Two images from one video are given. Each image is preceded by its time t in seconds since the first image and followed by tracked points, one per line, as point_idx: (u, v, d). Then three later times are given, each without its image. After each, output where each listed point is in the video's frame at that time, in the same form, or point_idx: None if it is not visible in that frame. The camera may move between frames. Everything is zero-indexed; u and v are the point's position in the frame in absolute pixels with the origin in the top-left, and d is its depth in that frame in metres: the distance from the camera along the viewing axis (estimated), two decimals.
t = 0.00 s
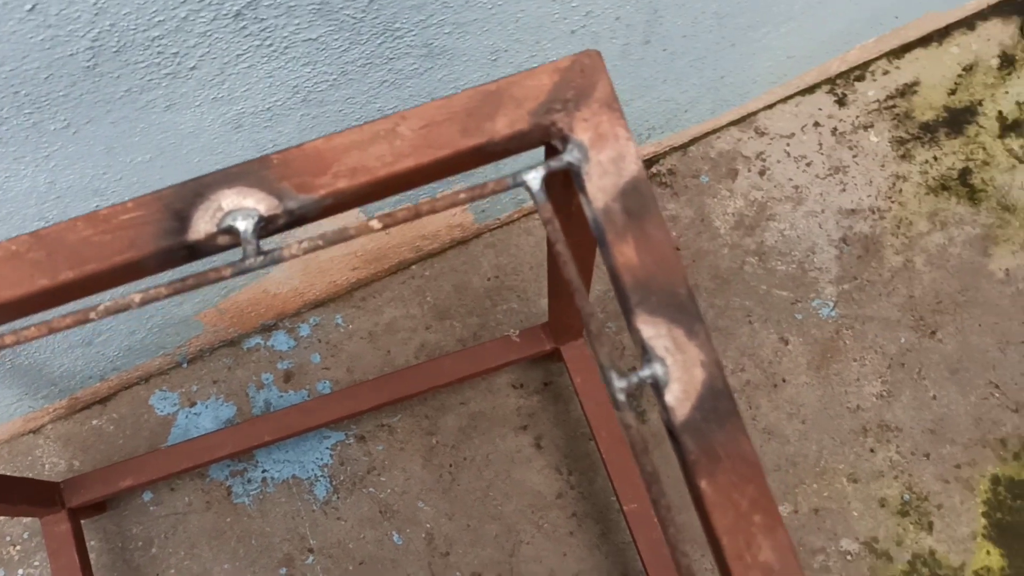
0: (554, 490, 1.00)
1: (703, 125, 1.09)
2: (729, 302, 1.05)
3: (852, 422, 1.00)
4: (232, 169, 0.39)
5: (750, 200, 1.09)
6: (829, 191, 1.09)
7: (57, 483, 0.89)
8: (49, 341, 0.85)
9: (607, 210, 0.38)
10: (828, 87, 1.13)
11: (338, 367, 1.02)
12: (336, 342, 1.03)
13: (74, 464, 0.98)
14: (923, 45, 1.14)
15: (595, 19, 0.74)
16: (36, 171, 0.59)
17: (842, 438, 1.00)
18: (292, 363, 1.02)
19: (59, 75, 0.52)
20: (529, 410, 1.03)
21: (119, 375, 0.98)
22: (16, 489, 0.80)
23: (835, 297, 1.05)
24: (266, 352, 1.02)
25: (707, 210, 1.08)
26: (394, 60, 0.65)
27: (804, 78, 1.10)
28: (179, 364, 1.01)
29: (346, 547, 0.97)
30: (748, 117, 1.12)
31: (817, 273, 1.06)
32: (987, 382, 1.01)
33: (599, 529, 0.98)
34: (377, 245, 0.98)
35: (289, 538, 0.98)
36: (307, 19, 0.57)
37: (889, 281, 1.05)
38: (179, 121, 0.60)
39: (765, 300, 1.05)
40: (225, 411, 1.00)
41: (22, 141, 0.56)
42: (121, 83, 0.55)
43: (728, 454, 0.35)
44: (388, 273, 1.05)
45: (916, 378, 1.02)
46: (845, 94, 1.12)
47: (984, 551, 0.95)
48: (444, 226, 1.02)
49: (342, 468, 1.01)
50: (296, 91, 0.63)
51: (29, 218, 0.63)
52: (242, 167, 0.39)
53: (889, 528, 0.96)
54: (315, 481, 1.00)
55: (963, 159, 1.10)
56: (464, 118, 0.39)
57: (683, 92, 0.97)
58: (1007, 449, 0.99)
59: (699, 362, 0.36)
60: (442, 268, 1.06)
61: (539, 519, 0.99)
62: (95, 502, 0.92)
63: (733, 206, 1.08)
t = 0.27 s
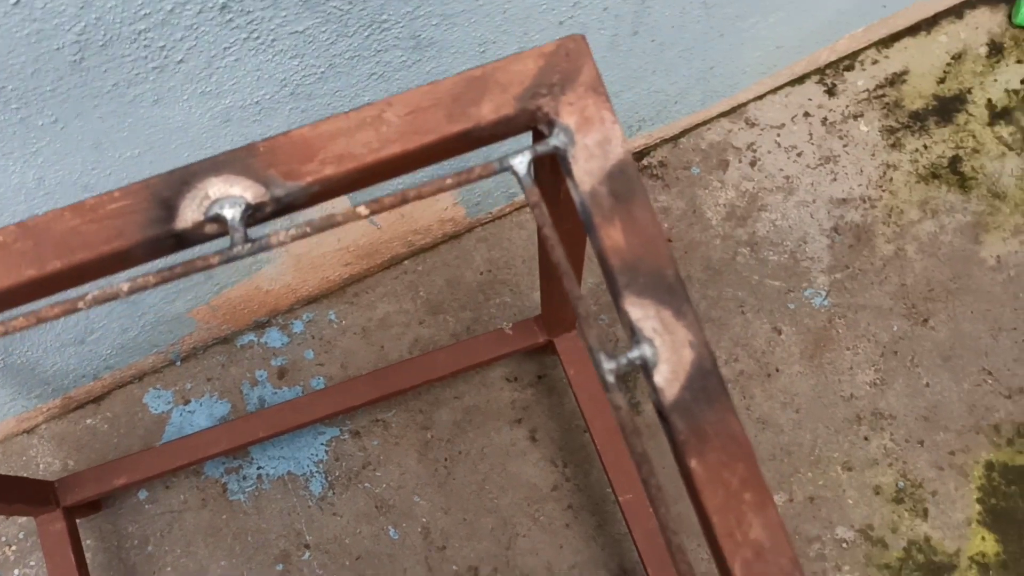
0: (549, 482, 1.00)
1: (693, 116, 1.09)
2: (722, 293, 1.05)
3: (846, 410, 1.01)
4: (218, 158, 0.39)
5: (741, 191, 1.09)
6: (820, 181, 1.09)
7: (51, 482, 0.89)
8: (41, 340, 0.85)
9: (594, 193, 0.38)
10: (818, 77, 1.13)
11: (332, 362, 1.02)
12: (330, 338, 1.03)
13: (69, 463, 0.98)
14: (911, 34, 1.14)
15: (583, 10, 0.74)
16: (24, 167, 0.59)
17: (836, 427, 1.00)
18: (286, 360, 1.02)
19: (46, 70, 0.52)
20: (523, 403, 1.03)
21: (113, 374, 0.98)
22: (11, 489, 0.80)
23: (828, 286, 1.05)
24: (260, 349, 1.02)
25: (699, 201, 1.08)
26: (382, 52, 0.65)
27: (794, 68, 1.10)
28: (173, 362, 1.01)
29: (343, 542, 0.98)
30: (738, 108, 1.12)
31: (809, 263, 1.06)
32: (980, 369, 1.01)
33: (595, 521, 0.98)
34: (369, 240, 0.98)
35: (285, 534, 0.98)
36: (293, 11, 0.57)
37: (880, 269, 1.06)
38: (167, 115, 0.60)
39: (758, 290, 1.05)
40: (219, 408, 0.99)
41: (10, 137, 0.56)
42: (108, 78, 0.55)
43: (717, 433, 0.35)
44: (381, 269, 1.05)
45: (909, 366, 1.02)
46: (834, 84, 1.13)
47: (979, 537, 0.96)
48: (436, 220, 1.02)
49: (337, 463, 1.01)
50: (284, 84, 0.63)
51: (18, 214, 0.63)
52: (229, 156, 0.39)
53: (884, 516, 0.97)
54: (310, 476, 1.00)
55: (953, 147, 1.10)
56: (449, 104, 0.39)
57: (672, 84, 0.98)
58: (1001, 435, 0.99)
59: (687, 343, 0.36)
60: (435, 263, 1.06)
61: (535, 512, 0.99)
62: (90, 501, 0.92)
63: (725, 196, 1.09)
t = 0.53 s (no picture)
0: (546, 474, 1.00)
1: (686, 107, 1.09)
2: (716, 283, 1.05)
3: (841, 399, 1.01)
4: (209, 142, 0.39)
5: (735, 181, 1.09)
6: (814, 171, 1.09)
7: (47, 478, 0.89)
8: (36, 336, 0.85)
9: (585, 174, 0.38)
10: (810, 68, 1.13)
11: (328, 357, 1.02)
12: (325, 332, 1.03)
13: (66, 460, 0.98)
14: (903, 24, 1.15)
15: None
16: (16, 159, 0.59)
17: (832, 416, 1.00)
18: (281, 354, 1.02)
19: (37, 60, 0.53)
20: (519, 395, 1.03)
21: (108, 369, 0.98)
22: (7, 484, 0.80)
23: (822, 276, 1.05)
24: (255, 344, 1.02)
25: (693, 192, 1.08)
26: (373, 43, 0.65)
27: (786, 59, 1.10)
28: (168, 358, 1.01)
29: (340, 535, 0.98)
30: (731, 99, 1.12)
31: (802, 253, 1.06)
32: (974, 357, 1.02)
33: (592, 512, 0.98)
34: (363, 234, 0.98)
35: (282, 528, 0.98)
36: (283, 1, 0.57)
37: (874, 259, 1.06)
38: (159, 107, 0.60)
39: (752, 280, 1.05)
40: (215, 403, 0.99)
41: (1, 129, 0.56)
42: (99, 68, 0.55)
43: (709, 410, 0.36)
44: (375, 263, 1.05)
45: (904, 355, 1.02)
46: (827, 74, 1.13)
47: (975, 524, 0.96)
48: (430, 214, 1.02)
49: (333, 457, 1.01)
50: (276, 75, 0.63)
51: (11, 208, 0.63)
52: (220, 141, 0.39)
53: (880, 504, 0.97)
54: (307, 471, 1.00)
55: (945, 136, 1.10)
56: (440, 87, 0.39)
57: (664, 74, 0.98)
58: (996, 423, 0.99)
59: (679, 322, 0.37)
60: (429, 257, 1.06)
61: (532, 503, 0.99)
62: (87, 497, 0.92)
63: (718, 187, 1.09)
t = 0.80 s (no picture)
0: (543, 465, 1.00)
1: (681, 99, 1.09)
2: (712, 275, 1.05)
3: (837, 389, 1.01)
4: (204, 125, 0.39)
5: (730, 173, 1.09)
6: (809, 162, 1.10)
7: (45, 472, 0.89)
8: (33, 328, 0.85)
9: (579, 154, 0.38)
10: (805, 59, 1.13)
11: (325, 349, 1.02)
12: (322, 325, 1.03)
13: (63, 454, 0.98)
14: (897, 15, 1.15)
15: None
16: (12, 149, 0.59)
17: (828, 405, 1.01)
18: (278, 347, 1.02)
19: (31, 48, 0.53)
20: (516, 387, 1.04)
21: (105, 363, 0.98)
22: (5, 476, 0.80)
23: (818, 267, 1.06)
24: (252, 337, 1.02)
25: (688, 184, 1.08)
26: (368, 32, 0.65)
27: (780, 50, 1.11)
28: (165, 352, 1.01)
29: (337, 527, 0.98)
30: (726, 91, 1.12)
31: (798, 244, 1.07)
32: (969, 346, 1.02)
33: (589, 503, 0.99)
34: (359, 226, 0.98)
35: (280, 520, 0.98)
36: None
37: (870, 249, 1.06)
38: (154, 96, 0.61)
39: (748, 271, 1.06)
40: (212, 396, 0.99)
41: None
42: (94, 57, 0.55)
43: (704, 387, 0.36)
44: (372, 256, 1.05)
45: (899, 345, 1.02)
46: (821, 66, 1.13)
47: (971, 513, 0.96)
48: (426, 206, 1.02)
49: (331, 450, 1.01)
50: (270, 64, 0.63)
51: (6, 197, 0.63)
52: (215, 123, 0.39)
53: (877, 493, 0.97)
54: (304, 463, 1.00)
55: (940, 127, 1.10)
56: (433, 69, 0.39)
57: (659, 65, 0.99)
58: (991, 412, 1.00)
59: (673, 301, 0.37)
60: (425, 250, 1.06)
61: (529, 495, 0.99)
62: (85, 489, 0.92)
63: (714, 179, 1.09)
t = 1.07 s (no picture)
0: (540, 456, 1.00)
1: (678, 90, 1.10)
2: (709, 266, 1.06)
3: (833, 379, 1.01)
4: (200, 104, 0.39)
5: (728, 165, 1.09)
6: (806, 154, 1.10)
7: (43, 462, 0.89)
8: (31, 318, 0.85)
9: (574, 133, 0.38)
10: (802, 51, 1.14)
11: (322, 341, 1.02)
12: (319, 317, 1.03)
13: (61, 445, 0.98)
14: (894, 7, 1.15)
15: None
16: (10, 136, 0.59)
17: (825, 396, 1.01)
18: (276, 339, 1.02)
19: (28, 33, 0.53)
20: (513, 378, 1.04)
21: (103, 354, 0.98)
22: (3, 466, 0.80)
23: (814, 258, 1.06)
24: (250, 328, 1.02)
25: (686, 176, 1.09)
26: (364, 19, 0.66)
27: (777, 42, 1.11)
28: (163, 343, 1.01)
29: (335, 518, 0.98)
30: (723, 83, 1.13)
31: (795, 235, 1.07)
32: (966, 337, 1.02)
33: (587, 494, 0.99)
34: (357, 217, 0.98)
35: (278, 511, 0.98)
36: None
37: (866, 241, 1.06)
38: (152, 83, 0.61)
39: (745, 263, 1.06)
40: (210, 387, 1.00)
41: None
42: (91, 42, 0.55)
43: (699, 363, 0.36)
44: (369, 247, 1.05)
45: (896, 336, 1.03)
46: (819, 57, 1.13)
47: (968, 503, 0.97)
48: (423, 197, 1.02)
49: (328, 441, 1.01)
50: (267, 51, 0.64)
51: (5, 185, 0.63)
52: (211, 102, 0.39)
53: (873, 483, 0.98)
54: (302, 454, 1.01)
55: (936, 119, 1.11)
56: (429, 48, 0.39)
57: (656, 56, 1.00)
58: (988, 402, 1.00)
59: (669, 278, 0.37)
60: (423, 241, 1.06)
61: (526, 485, 0.99)
62: (82, 480, 0.92)
63: (711, 170, 1.09)
